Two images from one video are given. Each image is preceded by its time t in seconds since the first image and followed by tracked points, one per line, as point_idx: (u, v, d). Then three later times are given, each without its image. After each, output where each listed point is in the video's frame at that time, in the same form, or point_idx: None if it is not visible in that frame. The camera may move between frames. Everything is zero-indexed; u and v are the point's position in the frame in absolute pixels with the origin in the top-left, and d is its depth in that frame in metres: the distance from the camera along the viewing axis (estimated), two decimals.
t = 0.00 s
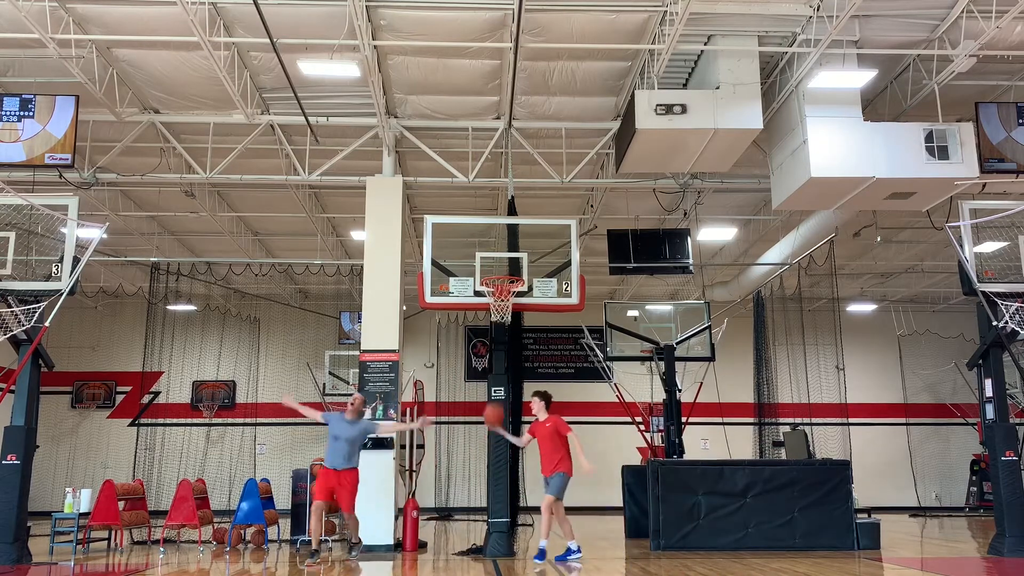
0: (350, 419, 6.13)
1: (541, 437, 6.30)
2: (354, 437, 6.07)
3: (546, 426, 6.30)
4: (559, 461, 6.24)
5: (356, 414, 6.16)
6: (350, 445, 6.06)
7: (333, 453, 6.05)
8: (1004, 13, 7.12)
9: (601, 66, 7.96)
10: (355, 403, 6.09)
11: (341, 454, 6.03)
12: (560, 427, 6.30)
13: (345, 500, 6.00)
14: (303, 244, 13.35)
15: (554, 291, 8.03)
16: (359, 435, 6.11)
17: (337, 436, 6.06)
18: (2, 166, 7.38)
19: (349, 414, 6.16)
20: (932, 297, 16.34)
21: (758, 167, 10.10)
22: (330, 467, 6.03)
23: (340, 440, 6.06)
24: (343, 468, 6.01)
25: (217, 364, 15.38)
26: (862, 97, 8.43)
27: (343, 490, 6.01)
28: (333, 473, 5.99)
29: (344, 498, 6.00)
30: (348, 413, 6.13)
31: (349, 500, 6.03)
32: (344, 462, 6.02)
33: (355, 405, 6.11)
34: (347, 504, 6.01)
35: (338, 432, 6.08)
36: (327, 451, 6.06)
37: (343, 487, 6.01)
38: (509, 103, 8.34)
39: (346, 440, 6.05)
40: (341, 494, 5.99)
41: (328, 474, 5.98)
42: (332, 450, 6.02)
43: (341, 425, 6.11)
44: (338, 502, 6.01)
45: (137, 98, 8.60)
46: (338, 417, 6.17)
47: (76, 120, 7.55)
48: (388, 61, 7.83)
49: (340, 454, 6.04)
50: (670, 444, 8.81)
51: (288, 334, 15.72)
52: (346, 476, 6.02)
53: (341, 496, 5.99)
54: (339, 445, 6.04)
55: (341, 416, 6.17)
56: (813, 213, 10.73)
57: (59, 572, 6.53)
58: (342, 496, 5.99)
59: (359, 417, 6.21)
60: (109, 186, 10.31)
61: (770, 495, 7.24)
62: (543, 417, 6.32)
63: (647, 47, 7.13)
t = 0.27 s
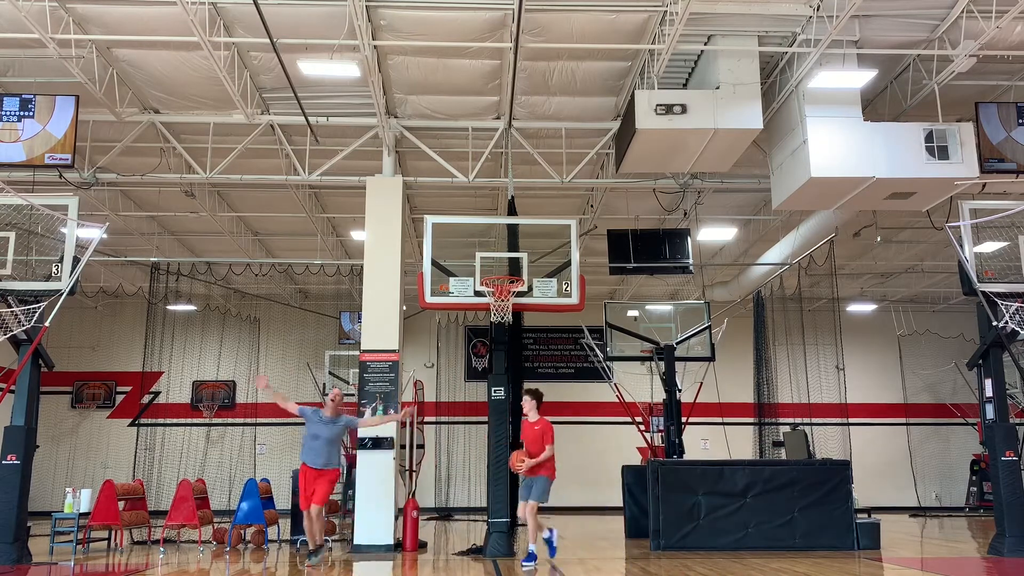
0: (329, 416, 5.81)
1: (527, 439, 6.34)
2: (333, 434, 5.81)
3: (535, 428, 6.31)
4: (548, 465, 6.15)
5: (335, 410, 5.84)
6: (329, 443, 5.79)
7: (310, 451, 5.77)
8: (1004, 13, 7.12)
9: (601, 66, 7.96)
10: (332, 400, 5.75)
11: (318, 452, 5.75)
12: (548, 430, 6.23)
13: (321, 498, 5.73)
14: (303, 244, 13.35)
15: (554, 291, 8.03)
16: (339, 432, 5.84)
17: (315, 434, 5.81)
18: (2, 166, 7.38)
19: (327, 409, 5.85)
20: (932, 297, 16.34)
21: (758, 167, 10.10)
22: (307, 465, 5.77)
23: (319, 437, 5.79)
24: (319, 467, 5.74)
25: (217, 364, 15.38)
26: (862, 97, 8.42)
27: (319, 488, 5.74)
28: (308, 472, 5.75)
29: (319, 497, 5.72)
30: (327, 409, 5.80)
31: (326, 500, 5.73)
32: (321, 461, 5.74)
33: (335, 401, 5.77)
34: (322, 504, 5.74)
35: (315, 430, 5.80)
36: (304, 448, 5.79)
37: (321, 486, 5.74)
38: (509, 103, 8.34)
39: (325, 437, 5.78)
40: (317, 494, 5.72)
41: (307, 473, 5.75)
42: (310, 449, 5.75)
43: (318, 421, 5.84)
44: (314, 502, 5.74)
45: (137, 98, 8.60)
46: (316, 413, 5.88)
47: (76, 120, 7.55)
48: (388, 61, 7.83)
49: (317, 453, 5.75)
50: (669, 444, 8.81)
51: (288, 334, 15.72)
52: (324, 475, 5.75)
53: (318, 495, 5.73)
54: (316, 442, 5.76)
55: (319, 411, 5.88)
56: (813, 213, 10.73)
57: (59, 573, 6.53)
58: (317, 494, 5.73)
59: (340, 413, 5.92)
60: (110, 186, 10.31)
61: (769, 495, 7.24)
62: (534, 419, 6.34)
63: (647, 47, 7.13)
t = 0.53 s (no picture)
0: (317, 421, 5.64)
1: (521, 433, 6.11)
2: (320, 440, 5.60)
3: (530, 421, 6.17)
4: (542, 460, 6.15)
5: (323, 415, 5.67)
6: (315, 450, 5.58)
7: (295, 457, 5.55)
8: (1004, 13, 7.12)
9: (601, 66, 7.96)
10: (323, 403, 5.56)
11: (303, 459, 5.53)
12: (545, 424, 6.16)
13: (305, 507, 5.50)
14: (303, 244, 13.35)
15: (555, 291, 8.03)
16: (327, 438, 5.63)
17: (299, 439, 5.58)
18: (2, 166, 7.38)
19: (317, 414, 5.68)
20: (932, 297, 16.35)
21: (758, 167, 10.10)
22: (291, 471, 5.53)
23: (305, 443, 5.58)
24: (304, 475, 5.51)
25: (217, 364, 15.39)
26: (862, 97, 8.42)
27: (303, 496, 5.50)
28: (292, 479, 5.50)
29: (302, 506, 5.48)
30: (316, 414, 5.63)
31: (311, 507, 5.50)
32: (305, 467, 5.52)
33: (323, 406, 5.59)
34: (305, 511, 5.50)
35: (302, 435, 5.58)
36: (288, 455, 5.57)
37: (305, 494, 5.51)
38: (509, 102, 8.34)
39: (313, 442, 5.57)
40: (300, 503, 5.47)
41: (290, 479, 5.50)
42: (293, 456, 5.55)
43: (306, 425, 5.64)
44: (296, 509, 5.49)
45: (137, 98, 8.60)
46: (303, 418, 5.68)
47: (76, 120, 7.55)
48: (388, 61, 7.83)
49: (302, 459, 5.54)
50: (670, 444, 8.80)
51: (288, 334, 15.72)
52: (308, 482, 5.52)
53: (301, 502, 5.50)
54: (302, 448, 5.55)
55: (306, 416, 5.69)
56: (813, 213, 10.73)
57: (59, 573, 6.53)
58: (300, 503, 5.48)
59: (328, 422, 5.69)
60: (110, 186, 10.31)
61: (769, 495, 7.24)
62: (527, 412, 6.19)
63: (647, 47, 7.13)
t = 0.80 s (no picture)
0: (307, 408, 5.43)
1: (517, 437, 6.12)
2: (313, 427, 5.40)
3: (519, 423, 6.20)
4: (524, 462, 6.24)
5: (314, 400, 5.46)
6: (307, 439, 5.36)
7: (286, 447, 5.31)
8: (1004, 13, 7.12)
9: (601, 66, 7.95)
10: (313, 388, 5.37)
11: (297, 448, 5.31)
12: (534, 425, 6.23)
13: (299, 500, 5.29)
14: (303, 244, 13.36)
15: (555, 291, 8.02)
16: (318, 426, 5.43)
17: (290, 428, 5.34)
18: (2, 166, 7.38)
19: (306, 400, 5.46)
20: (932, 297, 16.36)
21: (758, 167, 10.10)
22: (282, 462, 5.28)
23: (298, 431, 5.35)
24: (298, 465, 5.29)
25: (217, 364, 15.37)
26: (863, 97, 8.43)
27: (298, 488, 5.29)
28: (286, 469, 5.26)
29: (297, 498, 5.28)
30: (307, 401, 5.42)
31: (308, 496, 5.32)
32: (299, 457, 5.30)
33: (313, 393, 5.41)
34: (300, 503, 5.31)
35: (293, 423, 5.34)
36: (278, 445, 5.33)
37: (300, 485, 5.31)
38: (509, 102, 8.34)
39: (304, 431, 5.36)
40: (294, 495, 5.26)
41: (283, 470, 5.25)
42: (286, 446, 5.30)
43: (295, 412, 5.41)
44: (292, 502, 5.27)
45: (137, 98, 8.60)
46: (292, 406, 5.43)
47: (76, 120, 7.55)
48: (388, 61, 7.83)
49: (295, 449, 5.31)
50: (670, 444, 8.80)
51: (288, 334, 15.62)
52: (303, 473, 5.32)
53: (296, 495, 5.28)
54: (294, 437, 5.32)
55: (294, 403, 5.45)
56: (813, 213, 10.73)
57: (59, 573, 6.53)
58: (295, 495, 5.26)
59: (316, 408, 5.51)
60: (110, 186, 10.31)
61: (770, 495, 7.24)
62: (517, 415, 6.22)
63: (647, 47, 7.12)
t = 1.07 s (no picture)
0: (308, 397, 5.18)
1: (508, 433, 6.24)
2: (314, 417, 5.14)
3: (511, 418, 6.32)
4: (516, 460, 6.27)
5: (314, 386, 5.19)
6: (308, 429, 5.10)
7: (285, 437, 5.05)
8: (1004, 13, 7.12)
9: (601, 66, 7.95)
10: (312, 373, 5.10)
11: (295, 436, 5.03)
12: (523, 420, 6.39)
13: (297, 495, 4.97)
14: (303, 244, 13.36)
15: (555, 291, 8.01)
16: (320, 416, 5.17)
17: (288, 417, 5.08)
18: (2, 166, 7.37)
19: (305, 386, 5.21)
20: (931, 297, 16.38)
21: (758, 167, 10.10)
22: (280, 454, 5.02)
23: (296, 419, 5.09)
24: (297, 456, 5.02)
25: (216, 364, 15.34)
26: (863, 97, 8.42)
27: (295, 481, 5.00)
28: (284, 459, 5.00)
29: (295, 493, 4.97)
30: (308, 388, 5.16)
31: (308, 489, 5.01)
32: (297, 448, 5.03)
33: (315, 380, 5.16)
34: (298, 499, 4.99)
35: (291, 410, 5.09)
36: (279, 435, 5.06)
37: (298, 478, 5.02)
38: (508, 102, 8.34)
39: (304, 420, 5.10)
40: (292, 488, 4.96)
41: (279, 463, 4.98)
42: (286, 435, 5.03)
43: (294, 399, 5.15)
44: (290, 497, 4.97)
45: (136, 98, 8.60)
46: (292, 395, 5.16)
47: (76, 120, 7.55)
48: (388, 61, 7.83)
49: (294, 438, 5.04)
50: (670, 444, 8.79)
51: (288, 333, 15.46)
52: (302, 464, 5.04)
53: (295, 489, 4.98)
54: (292, 426, 5.05)
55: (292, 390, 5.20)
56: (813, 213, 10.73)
57: (59, 573, 6.53)
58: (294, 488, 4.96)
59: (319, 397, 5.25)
60: (110, 186, 10.31)
61: (770, 495, 7.24)
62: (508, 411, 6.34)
63: (647, 47, 7.12)
